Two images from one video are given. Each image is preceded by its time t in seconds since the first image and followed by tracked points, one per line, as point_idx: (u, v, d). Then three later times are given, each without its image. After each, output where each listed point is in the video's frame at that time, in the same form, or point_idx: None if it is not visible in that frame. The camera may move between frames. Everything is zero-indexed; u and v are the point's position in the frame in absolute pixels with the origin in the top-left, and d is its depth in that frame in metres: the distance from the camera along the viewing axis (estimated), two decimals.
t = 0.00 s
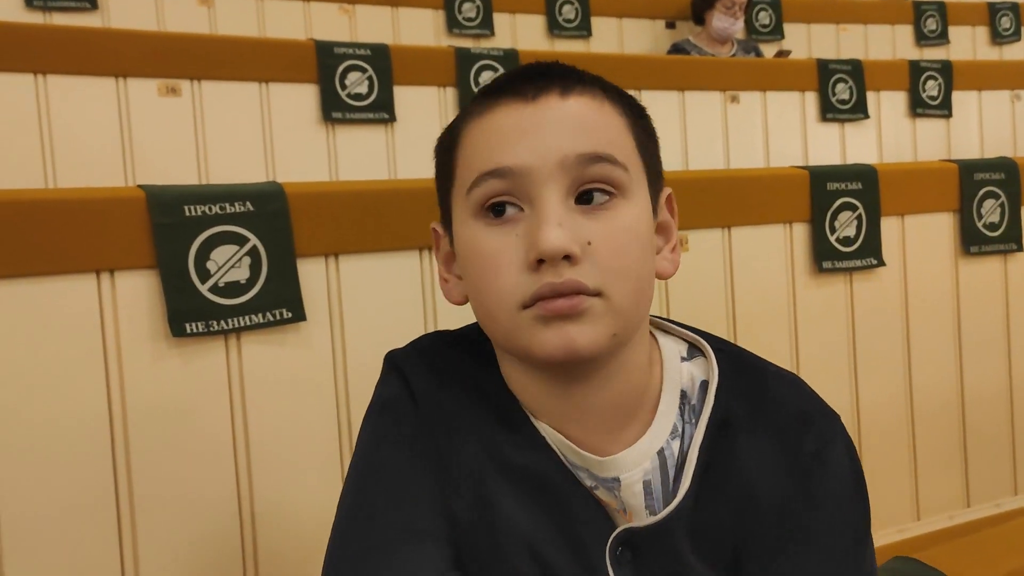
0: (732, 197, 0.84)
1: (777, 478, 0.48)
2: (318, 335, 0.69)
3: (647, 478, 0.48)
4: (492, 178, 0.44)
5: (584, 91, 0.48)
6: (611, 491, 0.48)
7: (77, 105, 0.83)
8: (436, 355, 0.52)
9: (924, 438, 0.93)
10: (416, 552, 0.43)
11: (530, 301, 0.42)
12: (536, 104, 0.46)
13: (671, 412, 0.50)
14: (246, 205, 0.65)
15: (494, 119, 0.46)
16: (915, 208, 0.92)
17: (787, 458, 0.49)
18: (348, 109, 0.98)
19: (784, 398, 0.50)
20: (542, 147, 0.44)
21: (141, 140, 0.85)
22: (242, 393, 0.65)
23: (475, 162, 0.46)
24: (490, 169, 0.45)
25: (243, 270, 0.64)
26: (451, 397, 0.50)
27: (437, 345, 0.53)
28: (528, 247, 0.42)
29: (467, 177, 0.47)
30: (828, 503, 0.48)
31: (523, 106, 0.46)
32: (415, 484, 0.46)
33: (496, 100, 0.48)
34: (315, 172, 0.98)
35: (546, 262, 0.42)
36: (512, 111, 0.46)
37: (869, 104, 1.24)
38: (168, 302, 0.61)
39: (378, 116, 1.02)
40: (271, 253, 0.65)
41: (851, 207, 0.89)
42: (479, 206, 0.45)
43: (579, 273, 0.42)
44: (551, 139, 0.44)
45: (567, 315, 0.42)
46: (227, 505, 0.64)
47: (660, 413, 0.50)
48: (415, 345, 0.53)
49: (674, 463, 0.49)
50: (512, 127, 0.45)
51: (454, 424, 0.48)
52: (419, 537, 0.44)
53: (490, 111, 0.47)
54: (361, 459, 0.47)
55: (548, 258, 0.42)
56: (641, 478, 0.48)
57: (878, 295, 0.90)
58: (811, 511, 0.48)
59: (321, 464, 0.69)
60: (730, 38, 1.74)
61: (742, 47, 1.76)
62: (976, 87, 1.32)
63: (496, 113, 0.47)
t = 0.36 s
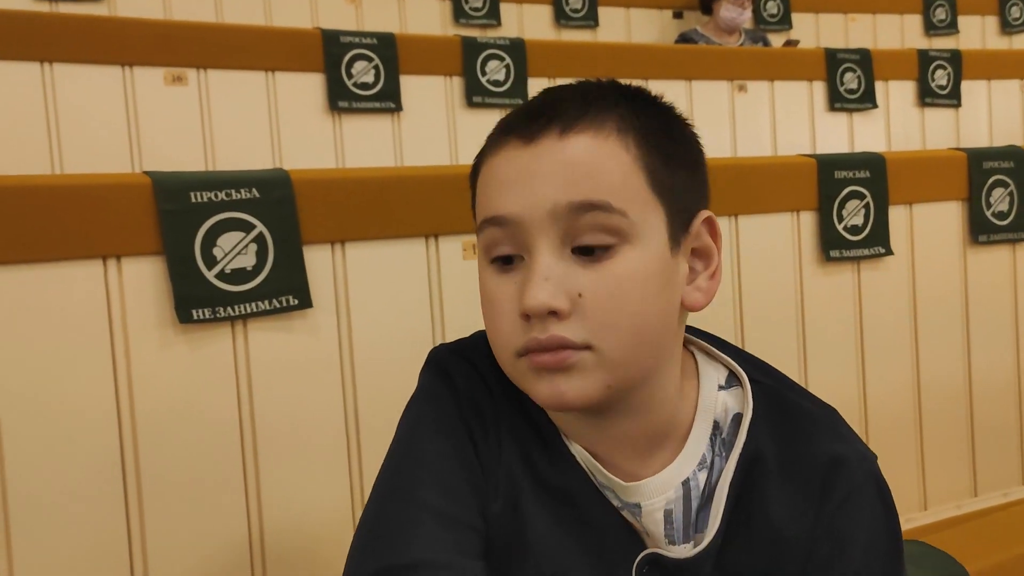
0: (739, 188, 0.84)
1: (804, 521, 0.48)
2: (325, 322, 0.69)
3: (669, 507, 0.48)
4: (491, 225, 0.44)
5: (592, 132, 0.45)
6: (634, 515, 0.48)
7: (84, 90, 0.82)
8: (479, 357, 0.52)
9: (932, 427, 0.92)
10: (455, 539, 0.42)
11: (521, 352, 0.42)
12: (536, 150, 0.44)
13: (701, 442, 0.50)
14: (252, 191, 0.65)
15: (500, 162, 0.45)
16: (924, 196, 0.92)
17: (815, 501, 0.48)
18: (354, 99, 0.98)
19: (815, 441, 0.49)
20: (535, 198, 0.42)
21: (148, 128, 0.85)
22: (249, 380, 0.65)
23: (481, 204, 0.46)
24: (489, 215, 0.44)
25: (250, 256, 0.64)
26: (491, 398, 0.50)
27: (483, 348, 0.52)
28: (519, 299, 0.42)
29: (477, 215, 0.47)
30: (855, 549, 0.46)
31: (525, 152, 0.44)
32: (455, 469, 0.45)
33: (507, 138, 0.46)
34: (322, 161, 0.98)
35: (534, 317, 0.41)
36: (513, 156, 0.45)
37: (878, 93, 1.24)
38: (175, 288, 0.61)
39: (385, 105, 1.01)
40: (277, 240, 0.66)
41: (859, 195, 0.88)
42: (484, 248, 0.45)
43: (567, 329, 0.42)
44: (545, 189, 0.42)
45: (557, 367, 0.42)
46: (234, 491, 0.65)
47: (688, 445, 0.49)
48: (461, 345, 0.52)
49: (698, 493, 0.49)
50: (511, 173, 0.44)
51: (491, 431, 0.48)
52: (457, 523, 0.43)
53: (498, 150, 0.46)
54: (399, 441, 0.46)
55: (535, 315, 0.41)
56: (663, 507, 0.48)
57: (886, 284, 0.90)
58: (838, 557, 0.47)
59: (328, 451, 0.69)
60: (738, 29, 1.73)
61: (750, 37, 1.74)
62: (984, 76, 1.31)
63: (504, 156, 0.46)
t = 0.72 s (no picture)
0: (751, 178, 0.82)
1: (832, 529, 0.47)
2: (334, 310, 0.69)
3: (696, 508, 0.46)
4: (542, 263, 0.38)
5: (675, 192, 0.38)
6: (659, 516, 0.47)
7: (96, 81, 0.82)
8: (505, 340, 0.48)
9: (941, 417, 0.92)
10: (474, 529, 0.40)
11: (555, 396, 0.39)
12: (608, 206, 0.37)
13: (727, 443, 0.48)
14: (262, 179, 0.65)
15: (565, 192, 0.39)
16: (934, 186, 0.91)
17: (843, 509, 0.47)
18: (363, 89, 0.98)
19: (842, 448, 0.48)
20: (599, 267, 0.37)
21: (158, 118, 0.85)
22: (260, 367, 0.66)
23: (539, 223, 0.40)
24: (545, 255, 0.38)
25: (260, 244, 0.65)
26: (518, 390, 0.47)
27: (510, 330, 0.49)
28: (560, 346, 0.38)
29: (534, 225, 0.40)
30: (883, 556, 0.46)
31: (596, 201, 0.37)
32: (476, 458, 0.43)
33: (579, 160, 0.39)
34: (331, 151, 0.98)
35: (572, 378, 0.38)
36: (582, 197, 0.38)
37: (888, 83, 1.23)
38: (186, 275, 0.62)
39: (393, 95, 1.01)
40: (287, 228, 0.66)
41: (868, 184, 0.88)
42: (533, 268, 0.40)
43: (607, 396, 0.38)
44: (611, 259, 0.36)
45: (589, 420, 0.39)
46: (246, 478, 0.65)
47: (714, 448, 0.48)
48: (485, 326, 0.49)
49: (724, 493, 0.47)
50: (576, 218, 0.38)
51: (513, 424, 0.46)
52: (476, 512, 0.41)
53: (567, 175, 0.39)
54: (418, 422, 0.43)
55: (574, 379, 0.38)
56: (691, 507, 0.46)
57: (896, 274, 0.90)
58: (866, 563, 0.46)
59: (339, 438, 0.69)
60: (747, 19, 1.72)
61: (759, 27, 1.73)
62: (996, 66, 1.30)
63: (570, 184, 0.39)
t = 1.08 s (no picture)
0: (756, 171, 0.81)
1: (844, 529, 0.47)
2: (336, 301, 0.69)
3: (709, 503, 0.46)
4: (612, 293, 0.36)
5: (764, 240, 0.36)
6: (669, 511, 0.46)
7: (99, 72, 0.82)
8: (512, 328, 0.48)
9: (944, 410, 0.92)
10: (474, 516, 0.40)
11: (602, 422, 0.39)
12: (695, 252, 0.35)
13: (739, 439, 0.47)
14: (264, 170, 0.65)
15: (645, 223, 0.36)
16: (937, 179, 0.91)
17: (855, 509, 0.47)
18: (366, 81, 0.98)
19: (852, 447, 0.47)
20: (679, 315, 0.35)
21: (160, 110, 0.85)
22: (262, 358, 0.66)
23: (609, 248, 0.37)
24: (617, 289, 0.36)
25: (262, 235, 0.65)
26: (525, 381, 0.46)
27: (518, 320, 0.48)
28: (617, 378, 0.37)
29: (602, 247, 0.38)
30: (889, 553, 0.47)
31: (681, 243, 0.35)
32: (480, 448, 0.43)
33: (662, 189, 0.36)
34: (334, 142, 0.98)
35: (627, 413, 0.37)
36: (668, 238, 0.35)
37: (892, 75, 1.23)
38: (188, 266, 0.62)
39: (396, 87, 1.01)
40: (289, 219, 0.66)
41: (872, 176, 0.88)
42: (593, 291, 0.38)
43: (659, 430, 0.38)
44: (692, 310, 0.35)
45: (632, 447, 0.39)
46: (249, 469, 0.66)
47: (725, 445, 0.47)
48: (493, 315, 0.48)
49: (735, 490, 0.47)
50: (658, 259, 0.35)
51: (518, 414, 0.46)
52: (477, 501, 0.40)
53: (651, 207, 0.36)
54: (423, 410, 0.43)
55: (628, 413, 0.37)
56: (703, 501, 0.46)
57: (899, 267, 0.90)
58: (872, 559, 0.47)
59: (341, 429, 0.70)
60: (751, 11, 1.71)
61: (763, 19, 1.73)
62: (1000, 59, 1.30)
63: (651, 215, 0.36)
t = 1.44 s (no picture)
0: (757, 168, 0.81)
1: (843, 517, 0.47)
2: (340, 295, 0.70)
3: (710, 490, 0.46)
4: (620, 284, 0.37)
5: (771, 236, 0.37)
6: (671, 500, 0.46)
7: (104, 68, 0.82)
8: (517, 321, 0.48)
9: (944, 404, 0.93)
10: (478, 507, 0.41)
11: (606, 413, 0.39)
12: (703, 246, 0.35)
13: (739, 428, 0.48)
14: (269, 165, 0.65)
15: (654, 216, 0.37)
16: (938, 175, 0.91)
17: (854, 497, 0.47)
18: (369, 78, 0.99)
19: (852, 435, 0.48)
20: (686, 307, 0.35)
21: (165, 106, 0.85)
22: (267, 352, 0.67)
23: (618, 240, 0.38)
24: (626, 280, 0.37)
25: (268, 230, 0.65)
26: (529, 373, 0.47)
27: (523, 313, 0.49)
28: (622, 368, 0.37)
29: (611, 239, 0.38)
30: (887, 540, 0.48)
31: (689, 235, 0.36)
32: (484, 439, 0.43)
33: (671, 183, 0.37)
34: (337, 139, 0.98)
35: (631, 403, 0.37)
36: (677, 231, 0.36)
37: (894, 72, 1.23)
38: (194, 260, 0.62)
39: (399, 84, 1.02)
40: (294, 214, 0.66)
41: (873, 172, 0.88)
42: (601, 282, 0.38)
43: (661, 422, 0.38)
44: (700, 302, 0.35)
45: (634, 439, 0.39)
46: (254, 461, 0.66)
47: (725, 433, 0.47)
48: (498, 309, 0.48)
49: (735, 478, 0.47)
50: (667, 251, 0.36)
51: (523, 407, 0.46)
52: (481, 491, 0.41)
53: (661, 200, 0.37)
54: (429, 401, 0.44)
55: (632, 403, 0.37)
56: (705, 489, 0.46)
57: (900, 262, 0.90)
58: (870, 546, 0.48)
59: (345, 422, 0.70)
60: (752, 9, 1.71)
61: (764, 16, 1.73)
62: (1002, 56, 1.30)
63: (660, 208, 0.37)
